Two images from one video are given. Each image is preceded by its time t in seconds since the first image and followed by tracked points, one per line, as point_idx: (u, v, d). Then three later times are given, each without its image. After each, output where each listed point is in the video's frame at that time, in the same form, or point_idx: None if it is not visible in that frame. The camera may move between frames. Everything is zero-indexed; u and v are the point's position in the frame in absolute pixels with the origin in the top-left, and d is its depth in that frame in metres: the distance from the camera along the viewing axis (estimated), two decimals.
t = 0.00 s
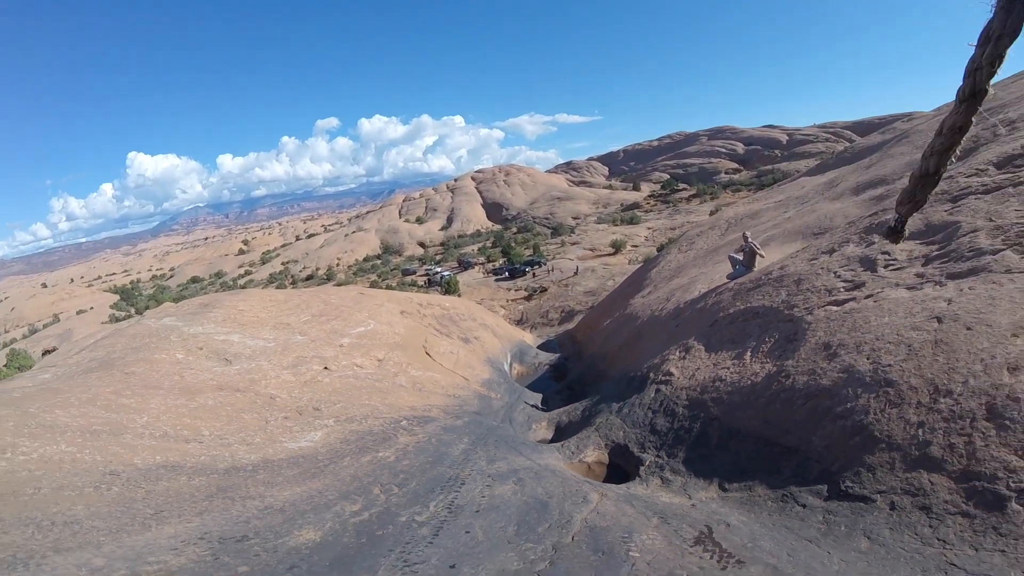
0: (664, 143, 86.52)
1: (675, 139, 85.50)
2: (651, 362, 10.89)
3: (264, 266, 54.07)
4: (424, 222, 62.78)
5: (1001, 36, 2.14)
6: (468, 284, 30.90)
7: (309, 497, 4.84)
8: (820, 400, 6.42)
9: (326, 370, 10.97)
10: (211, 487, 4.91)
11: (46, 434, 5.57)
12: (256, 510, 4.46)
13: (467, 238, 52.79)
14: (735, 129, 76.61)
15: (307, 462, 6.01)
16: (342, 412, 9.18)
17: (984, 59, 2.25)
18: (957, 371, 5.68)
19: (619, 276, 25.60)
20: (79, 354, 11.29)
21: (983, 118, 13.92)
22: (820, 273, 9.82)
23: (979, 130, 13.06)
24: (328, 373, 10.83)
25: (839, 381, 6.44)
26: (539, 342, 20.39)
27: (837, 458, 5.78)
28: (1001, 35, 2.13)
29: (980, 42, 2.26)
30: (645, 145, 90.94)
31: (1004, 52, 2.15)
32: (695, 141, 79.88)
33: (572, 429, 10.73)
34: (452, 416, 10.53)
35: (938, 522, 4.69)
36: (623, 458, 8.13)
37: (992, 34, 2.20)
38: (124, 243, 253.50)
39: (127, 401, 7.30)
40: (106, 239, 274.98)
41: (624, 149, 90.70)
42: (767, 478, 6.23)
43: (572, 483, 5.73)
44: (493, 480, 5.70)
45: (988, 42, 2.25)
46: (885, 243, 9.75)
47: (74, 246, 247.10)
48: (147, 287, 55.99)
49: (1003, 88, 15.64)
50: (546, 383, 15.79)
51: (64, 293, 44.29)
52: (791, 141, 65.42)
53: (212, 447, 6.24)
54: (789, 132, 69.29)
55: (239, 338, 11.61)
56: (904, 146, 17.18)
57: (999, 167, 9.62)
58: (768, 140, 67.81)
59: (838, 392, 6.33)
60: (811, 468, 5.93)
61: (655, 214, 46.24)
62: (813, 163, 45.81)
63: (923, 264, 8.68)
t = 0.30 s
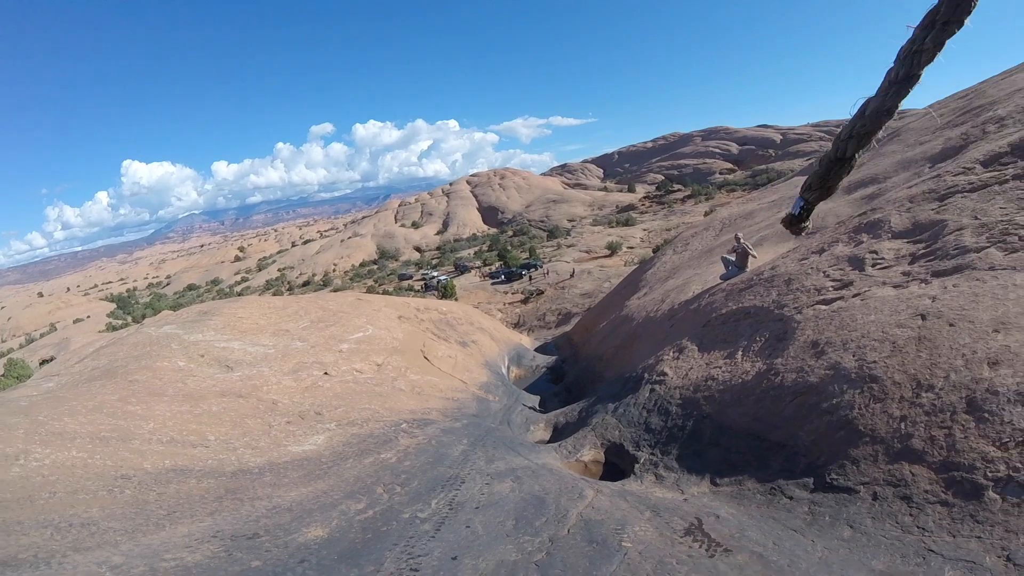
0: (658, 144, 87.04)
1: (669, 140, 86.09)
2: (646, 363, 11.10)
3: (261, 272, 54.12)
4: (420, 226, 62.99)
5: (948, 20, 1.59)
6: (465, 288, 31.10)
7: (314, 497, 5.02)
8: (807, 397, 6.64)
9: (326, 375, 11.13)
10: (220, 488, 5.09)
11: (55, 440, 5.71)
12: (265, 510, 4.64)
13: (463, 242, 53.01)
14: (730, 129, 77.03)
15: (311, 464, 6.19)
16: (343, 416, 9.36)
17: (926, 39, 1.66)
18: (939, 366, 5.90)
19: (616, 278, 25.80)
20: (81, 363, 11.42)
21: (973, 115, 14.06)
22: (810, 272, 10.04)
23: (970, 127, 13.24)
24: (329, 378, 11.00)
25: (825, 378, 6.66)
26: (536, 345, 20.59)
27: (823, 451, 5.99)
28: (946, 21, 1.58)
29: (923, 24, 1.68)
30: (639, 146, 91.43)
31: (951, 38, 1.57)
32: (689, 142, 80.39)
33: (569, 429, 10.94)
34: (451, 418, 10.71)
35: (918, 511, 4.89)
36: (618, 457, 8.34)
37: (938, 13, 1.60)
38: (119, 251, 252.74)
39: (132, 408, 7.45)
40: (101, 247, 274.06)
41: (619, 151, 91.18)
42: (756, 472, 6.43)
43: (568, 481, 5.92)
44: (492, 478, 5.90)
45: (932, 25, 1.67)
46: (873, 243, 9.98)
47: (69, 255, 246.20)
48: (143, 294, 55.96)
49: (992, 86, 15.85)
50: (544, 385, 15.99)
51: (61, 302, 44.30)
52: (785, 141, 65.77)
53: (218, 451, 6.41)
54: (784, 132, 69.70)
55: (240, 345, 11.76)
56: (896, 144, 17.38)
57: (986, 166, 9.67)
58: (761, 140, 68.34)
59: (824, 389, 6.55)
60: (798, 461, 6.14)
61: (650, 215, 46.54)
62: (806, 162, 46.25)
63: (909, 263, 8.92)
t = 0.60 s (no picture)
0: (654, 146, 87.44)
1: (665, 142, 86.51)
2: (641, 363, 11.28)
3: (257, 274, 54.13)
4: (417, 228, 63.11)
5: None
6: (462, 290, 31.26)
7: (316, 494, 5.17)
8: (795, 396, 6.82)
9: (325, 377, 11.27)
10: (223, 486, 5.23)
11: (62, 439, 5.85)
12: (269, 506, 4.79)
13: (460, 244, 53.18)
14: (725, 131, 77.46)
15: (312, 463, 6.34)
16: (342, 417, 9.50)
17: None
18: (923, 366, 6.10)
19: (612, 280, 26.00)
20: (80, 364, 11.52)
21: (966, 118, 14.27)
22: (801, 275, 10.25)
23: (961, 130, 13.47)
24: (327, 380, 11.13)
25: (813, 377, 6.85)
26: (533, 346, 20.77)
27: (810, 449, 6.18)
28: None
29: None
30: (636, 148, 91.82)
31: None
32: (685, 144, 80.77)
33: (564, 429, 11.11)
34: (448, 419, 10.87)
35: (899, 504, 5.08)
36: (613, 456, 8.53)
37: None
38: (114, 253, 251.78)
39: (134, 408, 7.57)
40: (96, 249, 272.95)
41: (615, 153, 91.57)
42: (745, 469, 6.62)
43: (563, 478, 6.10)
44: (489, 475, 6.07)
45: None
46: (863, 245, 10.19)
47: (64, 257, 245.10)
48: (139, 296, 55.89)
49: (985, 88, 16.06)
50: (540, 386, 16.16)
51: (56, 303, 44.23)
52: (780, 143, 66.20)
53: (220, 450, 6.54)
54: (779, 134, 70.14)
55: (239, 347, 11.89)
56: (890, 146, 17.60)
57: (975, 168, 10.07)
58: (757, 142, 68.78)
59: (811, 388, 6.74)
60: (786, 458, 6.33)
61: (646, 217, 46.79)
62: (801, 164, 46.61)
63: (898, 265, 9.13)
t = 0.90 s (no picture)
0: (651, 149, 87.96)
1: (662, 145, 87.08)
2: (636, 365, 11.50)
3: (254, 277, 54.17)
4: (414, 231, 63.29)
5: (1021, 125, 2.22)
6: (459, 293, 31.45)
7: (320, 491, 5.35)
8: (783, 396, 7.05)
9: (324, 379, 11.44)
10: (230, 484, 5.40)
11: (70, 438, 6.01)
12: (275, 502, 4.97)
13: (456, 247, 53.35)
14: (722, 135, 77.89)
15: (314, 462, 6.53)
16: (342, 418, 9.68)
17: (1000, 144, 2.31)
18: (906, 367, 6.32)
19: (608, 282, 26.20)
20: (82, 366, 11.65)
21: (959, 122, 14.50)
22: (792, 278, 10.49)
23: (954, 134, 13.69)
24: (327, 382, 11.30)
25: (801, 378, 7.07)
26: (529, 349, 20.98)
27: (796, 446, 6.40)
28: None
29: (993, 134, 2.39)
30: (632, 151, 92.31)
31: None
32: (681, 147, 81.27)
33: (560, 430, 11.31)
34: (446, 420, 11.06)
35: (879, 499, 5.29)
36: (607, 455, 8.74)
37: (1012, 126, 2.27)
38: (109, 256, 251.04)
39: (138, 409, 7.72)
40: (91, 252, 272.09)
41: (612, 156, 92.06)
42: (735, 466, 6.84)
43: (558, 476, 6.29)
44: (486, 474, 6.26)
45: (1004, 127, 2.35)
46: (853, 249, 10.42)
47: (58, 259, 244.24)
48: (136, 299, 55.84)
49: (978, 92, 16.29)
50: (537, 388, 16.36)
51: (53, 306, 44.19)
52: (776, 146, 66.61)
53: (224, 450, 6.72)
54: (775, 137, 70.59)
55: (239, 349, 12.04)
56: (884, 149, 17.82)
57: (964, 173, 10.25)
58: (752, 145, 69.32)
59: (798, 389, 6.96)
60: (773, 456, 6.54)
61: (643, 220, 47.10)
62: (796, 167, 47.05)
63: (885, 269, 9.38)
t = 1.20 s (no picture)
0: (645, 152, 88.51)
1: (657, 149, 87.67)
2: (629, 367, 11.73)
3: (249, 281, 54.18)
4: (409, 234, 63.45)
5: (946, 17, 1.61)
6: (454, 297, 31.65)
7: (321, 489, 5.54)
8: (769, 397, 7.28)
9: (322, 382, 11.60)
10: (235, 483, 5.59)
11: (77, 439, 6.17)
12: (279, 500, 5.16)
13: (452, 250, 53.54)
14: (716, 138, 78.47)
15: (315, 462, 6.72)
16: (341, 420, 9.86)
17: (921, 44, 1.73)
18: (888, 368, 6.56)
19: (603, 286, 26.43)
20: (80, 371, 11.78)
21: (949, 126, 14.74)
22: (781, 281, 10.75)
23: (944, 137, 13.92)
24: (325, 385, 11.47)
25: (787, 379, 7.32)
26: (525, 353, 21.19)
27: (781, 444, 6.63)
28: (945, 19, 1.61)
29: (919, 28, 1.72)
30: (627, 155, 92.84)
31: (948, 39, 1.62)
32: (675, 151, 81.85)
33: (554, 432, 11.53)
34: (442, 422, 11.25)
35: (858, 494, 5.53)
36: (600, 455, 8.96)
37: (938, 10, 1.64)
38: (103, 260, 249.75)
39: (141, 411, 7.88)
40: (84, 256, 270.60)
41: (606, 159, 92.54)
42: (722, 464, 7.07)
43: (551, 474, 6.50)
44: (482, 473, 6.46)
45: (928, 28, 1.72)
46: (841, 253, 10.68)
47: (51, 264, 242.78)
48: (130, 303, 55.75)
49: (969, 96, 16.48)
50: (532, 391, 16.57)
51: (47, 310, 44.08)
52: (770, 149, 67.15)
53: (226, 451, 6.89)
54: (768, 140, 71.18)
55: (236, 353, 12.19)
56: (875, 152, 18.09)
57: (951, 177, 10.45)
58: (746, 149, 69.95)
59: (784, 389, 7.20)
60: (759, 454, 6.78)
61: (638, 223, 47.44)
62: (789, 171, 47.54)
63: (870, 272, 9.64)
